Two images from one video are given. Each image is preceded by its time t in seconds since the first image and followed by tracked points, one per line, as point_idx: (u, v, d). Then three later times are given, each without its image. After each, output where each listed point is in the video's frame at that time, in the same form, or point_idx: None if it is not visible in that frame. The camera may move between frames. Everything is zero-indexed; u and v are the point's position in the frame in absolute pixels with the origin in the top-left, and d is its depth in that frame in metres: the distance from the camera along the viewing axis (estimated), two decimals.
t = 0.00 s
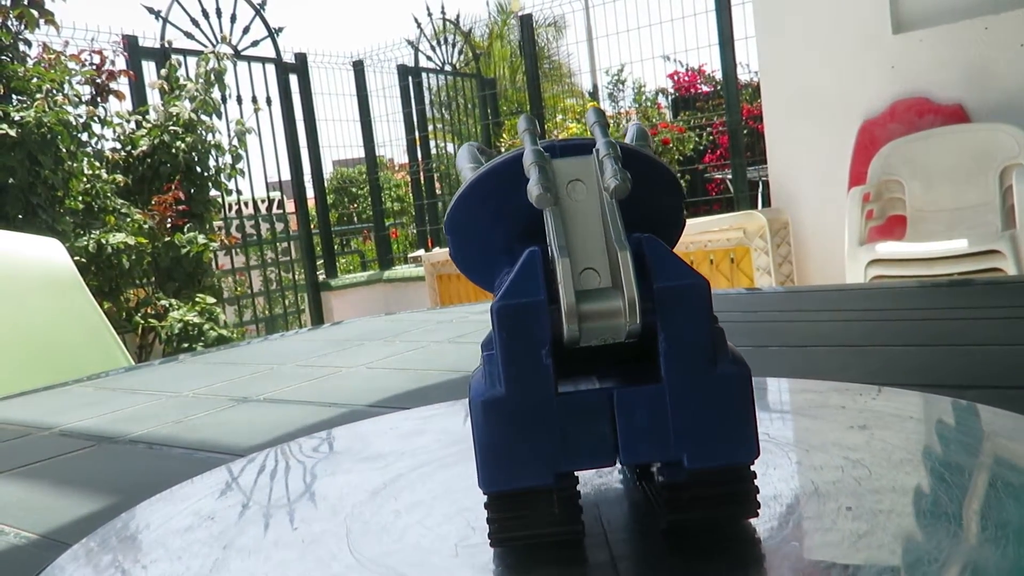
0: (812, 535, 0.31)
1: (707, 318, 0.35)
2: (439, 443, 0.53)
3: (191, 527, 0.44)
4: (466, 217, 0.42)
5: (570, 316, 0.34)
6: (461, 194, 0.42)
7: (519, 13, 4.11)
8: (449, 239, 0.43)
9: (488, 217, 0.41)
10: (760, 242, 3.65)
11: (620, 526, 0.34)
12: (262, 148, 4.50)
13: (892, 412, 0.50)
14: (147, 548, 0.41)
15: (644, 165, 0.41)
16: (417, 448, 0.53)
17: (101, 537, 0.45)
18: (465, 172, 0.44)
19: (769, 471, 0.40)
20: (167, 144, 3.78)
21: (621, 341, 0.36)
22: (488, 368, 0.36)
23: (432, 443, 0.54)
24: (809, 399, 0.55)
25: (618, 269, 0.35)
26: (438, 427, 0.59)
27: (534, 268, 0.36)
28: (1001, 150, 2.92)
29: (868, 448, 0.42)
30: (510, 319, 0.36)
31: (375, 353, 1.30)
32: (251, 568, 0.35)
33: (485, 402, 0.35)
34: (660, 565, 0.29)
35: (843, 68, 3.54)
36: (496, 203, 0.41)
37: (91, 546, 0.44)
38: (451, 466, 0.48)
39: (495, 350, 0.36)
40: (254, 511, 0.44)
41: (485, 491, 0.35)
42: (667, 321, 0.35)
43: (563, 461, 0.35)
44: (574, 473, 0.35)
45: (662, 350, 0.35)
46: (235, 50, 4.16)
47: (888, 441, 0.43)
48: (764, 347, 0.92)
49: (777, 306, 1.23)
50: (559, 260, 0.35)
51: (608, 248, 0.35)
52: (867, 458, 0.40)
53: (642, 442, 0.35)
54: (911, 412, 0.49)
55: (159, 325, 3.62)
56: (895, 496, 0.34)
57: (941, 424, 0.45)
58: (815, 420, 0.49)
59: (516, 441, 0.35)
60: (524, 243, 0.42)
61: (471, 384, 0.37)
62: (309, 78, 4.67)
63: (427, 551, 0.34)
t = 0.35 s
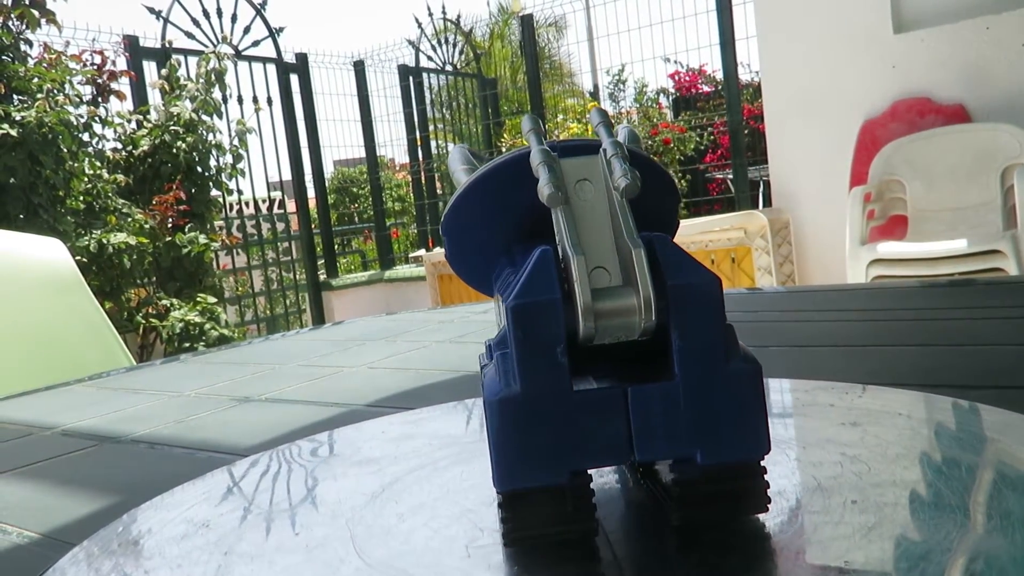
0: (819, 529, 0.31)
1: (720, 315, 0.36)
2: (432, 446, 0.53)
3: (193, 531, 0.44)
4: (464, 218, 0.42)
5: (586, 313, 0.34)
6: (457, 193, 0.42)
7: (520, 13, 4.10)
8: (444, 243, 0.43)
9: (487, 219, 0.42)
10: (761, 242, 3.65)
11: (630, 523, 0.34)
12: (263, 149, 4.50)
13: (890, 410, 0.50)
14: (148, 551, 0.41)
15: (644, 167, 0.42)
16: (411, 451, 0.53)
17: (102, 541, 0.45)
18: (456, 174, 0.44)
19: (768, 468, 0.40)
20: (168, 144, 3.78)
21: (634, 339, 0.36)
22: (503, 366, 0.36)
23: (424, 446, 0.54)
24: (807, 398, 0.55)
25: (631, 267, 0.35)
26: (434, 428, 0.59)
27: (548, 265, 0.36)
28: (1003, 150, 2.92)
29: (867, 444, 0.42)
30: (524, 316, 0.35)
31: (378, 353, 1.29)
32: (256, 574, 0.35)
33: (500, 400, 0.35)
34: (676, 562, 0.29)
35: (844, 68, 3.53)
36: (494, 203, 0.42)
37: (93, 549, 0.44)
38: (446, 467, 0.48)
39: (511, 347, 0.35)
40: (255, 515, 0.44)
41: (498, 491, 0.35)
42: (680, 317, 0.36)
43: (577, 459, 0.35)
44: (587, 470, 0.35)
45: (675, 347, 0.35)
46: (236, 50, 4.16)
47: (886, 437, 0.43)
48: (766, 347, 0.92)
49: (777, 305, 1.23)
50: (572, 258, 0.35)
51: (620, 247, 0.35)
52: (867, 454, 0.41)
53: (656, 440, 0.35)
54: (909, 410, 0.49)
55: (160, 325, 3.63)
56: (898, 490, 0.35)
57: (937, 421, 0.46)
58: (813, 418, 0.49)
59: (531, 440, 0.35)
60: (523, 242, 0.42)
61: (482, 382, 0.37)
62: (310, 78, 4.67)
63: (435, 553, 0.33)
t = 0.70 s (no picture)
0: (823, 525, 0.32)
1: (729, 312, 0.35)
2: (425, 448, 0.53)
3: (194, 531, 0.44)
4: (460, 220, 0.43)
5: (599, 312, 0.34)
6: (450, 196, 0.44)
7: (522, 14, 4.10)
8: (439, 244, 0.44)
9: (484, 219, 0.42)
10: (761, 243, 3.64)
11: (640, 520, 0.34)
12: (264, 149, 4.49)
13: (885, 408, 0.50)
14: (148, 550, 0.42)
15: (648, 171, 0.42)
16: (405, 453, 0.53)
17: (102, 540, 0.45)
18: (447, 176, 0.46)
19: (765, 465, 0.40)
20: (170, 144, 3.78)
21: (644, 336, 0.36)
22: (512, 365, 0.35)
23: (417, 448, 0.54)
24: (803, 397, 0.55)
25: (643, 267, 0.35)
26: (428, 431, 0.59)
27: (559, 263, 0.35)
28: (1004, 150, 2.92)
29: (863, 441, 0.43)
30: (536, 314, 0.35)
31: (379, 353, 1.29)
32: None
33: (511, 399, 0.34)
34: (687, 558, 0.30)
35: (845, 69, 3.53)
36: (489, 204, 0.42)
37: (93, 548, 0.44)
38: (441, 470, 0.48)
39: (523, 346, 0.35)
40: (253, 518, 0.44)
41: (507, 492, 0.34)
42: (692, 317, 0.35)
43: (589, 458, 0.34)
44: (598, 469, 0.35)
45: (686, 345, 0.35)
46: (237, 50, 4.16)
47: (881, 435, 0.44)
48: (766, 347, 0.93)
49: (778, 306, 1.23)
50: (584, 256, 0.34)
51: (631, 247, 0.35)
52: (864, 451, 0.41)
53: (668, 438, 0.34)
54: (904, 408, 0.49)
55: (161, 325, 3.64)
56: (898, 485, 0.35)
57: (933, 419, 0.46)
58: (808, 416, 0.49)
59: (542, 441, 0.34)
60: (519, 244, 0.43)
61: (490, 379, 0.37)
62: (311, 78, 4.66)
63: (441, 558, 0.33)
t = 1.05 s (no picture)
0: (825, 521, 0.32)
1: (738, 311, 0.36)
2: (415, 451, 0.53)
3: (196, 531, 0.44)
4: (456, 220, 0.43)
5: (612, 311, 0.34)
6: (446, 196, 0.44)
7: (523, 14, 4.11)
8: (435, 244, 0.45)
9: (481, 219, 0.43)
10: (763, 243, 3.64)
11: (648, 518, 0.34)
12: (266, 149, 4.50)
13: (881, 406, 0.51)
14: (152, 548, 0.42)
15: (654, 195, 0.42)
16: (395, 457, 0.52)
17: (104, 538, 0.45)
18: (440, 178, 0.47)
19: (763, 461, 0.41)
20: (171, 145, 3.77)
21: (655, 334, 0.36)
22: (524, 364, 0.35)
23: (408, 452, 0.54)
24: (799, 396, 0.56)
25: (654, 265, 0.35)
26: (417, 434, 0.59)
27: (570, 263, 0.35)
28: (1006, 150, 2.92)
29: (859, 438, 0.43)
30: (550, 313, 0.35)
31: (380, 352, 1.29)
32: None
33: (524, 398, 0.34)
34: (699, 554, 0.30)
35: (846, 69, 3.53)
36: (486, 204, 0.43)
37: (95, 547, 0.44)
38: (433, 473, 0.48)
39: (537, 344, 0.35)
40: (252, 518, 0.44)
41: (520, 491, 0.34)
42: (704, 316, 0.36)
43: (601, 457, 0.34)
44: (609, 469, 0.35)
45: (697, 343, 0.35)
46: (239, 50, 4.17)
47: (876, 432, 0.44)
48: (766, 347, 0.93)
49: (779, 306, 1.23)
50: (597, 255, 0.35)
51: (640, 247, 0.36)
52: (859, 448, 0.41)
53: (680, 436, 0.34)
54: (904, 407, 0.50)
55: (163, 324, 3.64)
56: (898, 479, 0.36)
57: (928, 417, 0.47)
58: (803, 414, 0.50)
59: (556, 440, 0.34)
60: (515, 244, 0.44)
61: (500, 379, 0.36)
62: (312, 78, 4.66)
63: (451, 563, 0.33)
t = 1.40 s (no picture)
0: (828, 517, 0.32)
1: (749, 309, 0.37)
2: (409, 454, 0.53)
3: (197, 534, 0.43)
4: (455, 220, 0.44)
5: (629, 309, 0.35)
6: (446, 196, 0.45)
7: (524, 14, 4.12)
8: (433, 243, 0.46)
9: (480, 220, 0.44)
10: (764, 244, 3.64)
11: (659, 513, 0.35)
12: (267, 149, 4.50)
13: (877, 405, 0.51)
14: (153, 550, 0.42)
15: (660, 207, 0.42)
16: (390, 460, 0.52)
17: (105, 540, 0.45)
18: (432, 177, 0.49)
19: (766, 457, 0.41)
20: (173, 145, 3.78)
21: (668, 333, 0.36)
22: (538, 363, 0.36)
23: (402, 455, 0.53)
24: (796, 396, 0.56)
25: (668, 264, 0.36)
26: (410, 437, 0.58)
27: (584, 260, 0.36)
28: (1008, 151, 2.92)
29: (854, 438, 0.44)
30: (565, 311, 0.35)
31: (382, 352, 1.30)
32: None
33: (540, 397, 0.34)
34: (715, 548, 0.30)
35: (848, 69, 3.53)
36: (486, 203, 0.44)
37: (95, 549, 0.44)
38: (428, 477, 0.48)
39: (554, 343, 0.35)
40: (252, 522, 0.44)
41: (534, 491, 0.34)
42: (715, 316, 0.36)
43: (615, 456, 0.34)
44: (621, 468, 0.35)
45: (710, 342, 0.36)
46: (241, 51, 4.17)
47: (872, 430, 0.45)
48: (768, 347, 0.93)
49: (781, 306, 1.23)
50: (611, 253, 0.35)
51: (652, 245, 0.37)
52: (856, 446, 0.42)
53: (694, 433, 0.35)
54: (906, 408, 0.50)
55: (164, 324, 3.65)
56: (898, 476, 0.36)
57: (923, 416, 0.47)
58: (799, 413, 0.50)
59: (571, 439, 0.34)
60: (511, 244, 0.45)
61: (512, 379, 0.37)
62: (313, 78, 4.65)
63: (462, 566, 0.33)
